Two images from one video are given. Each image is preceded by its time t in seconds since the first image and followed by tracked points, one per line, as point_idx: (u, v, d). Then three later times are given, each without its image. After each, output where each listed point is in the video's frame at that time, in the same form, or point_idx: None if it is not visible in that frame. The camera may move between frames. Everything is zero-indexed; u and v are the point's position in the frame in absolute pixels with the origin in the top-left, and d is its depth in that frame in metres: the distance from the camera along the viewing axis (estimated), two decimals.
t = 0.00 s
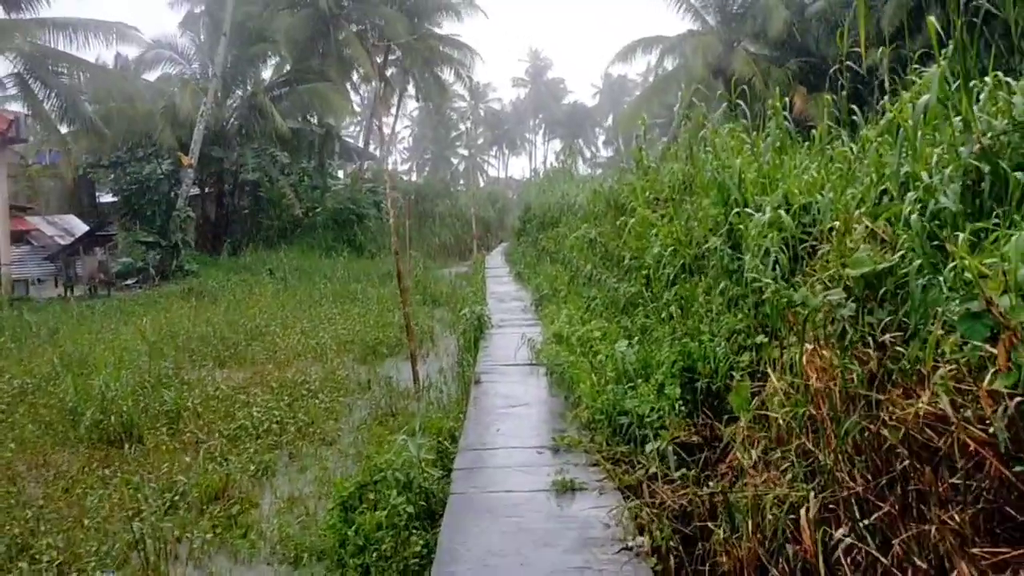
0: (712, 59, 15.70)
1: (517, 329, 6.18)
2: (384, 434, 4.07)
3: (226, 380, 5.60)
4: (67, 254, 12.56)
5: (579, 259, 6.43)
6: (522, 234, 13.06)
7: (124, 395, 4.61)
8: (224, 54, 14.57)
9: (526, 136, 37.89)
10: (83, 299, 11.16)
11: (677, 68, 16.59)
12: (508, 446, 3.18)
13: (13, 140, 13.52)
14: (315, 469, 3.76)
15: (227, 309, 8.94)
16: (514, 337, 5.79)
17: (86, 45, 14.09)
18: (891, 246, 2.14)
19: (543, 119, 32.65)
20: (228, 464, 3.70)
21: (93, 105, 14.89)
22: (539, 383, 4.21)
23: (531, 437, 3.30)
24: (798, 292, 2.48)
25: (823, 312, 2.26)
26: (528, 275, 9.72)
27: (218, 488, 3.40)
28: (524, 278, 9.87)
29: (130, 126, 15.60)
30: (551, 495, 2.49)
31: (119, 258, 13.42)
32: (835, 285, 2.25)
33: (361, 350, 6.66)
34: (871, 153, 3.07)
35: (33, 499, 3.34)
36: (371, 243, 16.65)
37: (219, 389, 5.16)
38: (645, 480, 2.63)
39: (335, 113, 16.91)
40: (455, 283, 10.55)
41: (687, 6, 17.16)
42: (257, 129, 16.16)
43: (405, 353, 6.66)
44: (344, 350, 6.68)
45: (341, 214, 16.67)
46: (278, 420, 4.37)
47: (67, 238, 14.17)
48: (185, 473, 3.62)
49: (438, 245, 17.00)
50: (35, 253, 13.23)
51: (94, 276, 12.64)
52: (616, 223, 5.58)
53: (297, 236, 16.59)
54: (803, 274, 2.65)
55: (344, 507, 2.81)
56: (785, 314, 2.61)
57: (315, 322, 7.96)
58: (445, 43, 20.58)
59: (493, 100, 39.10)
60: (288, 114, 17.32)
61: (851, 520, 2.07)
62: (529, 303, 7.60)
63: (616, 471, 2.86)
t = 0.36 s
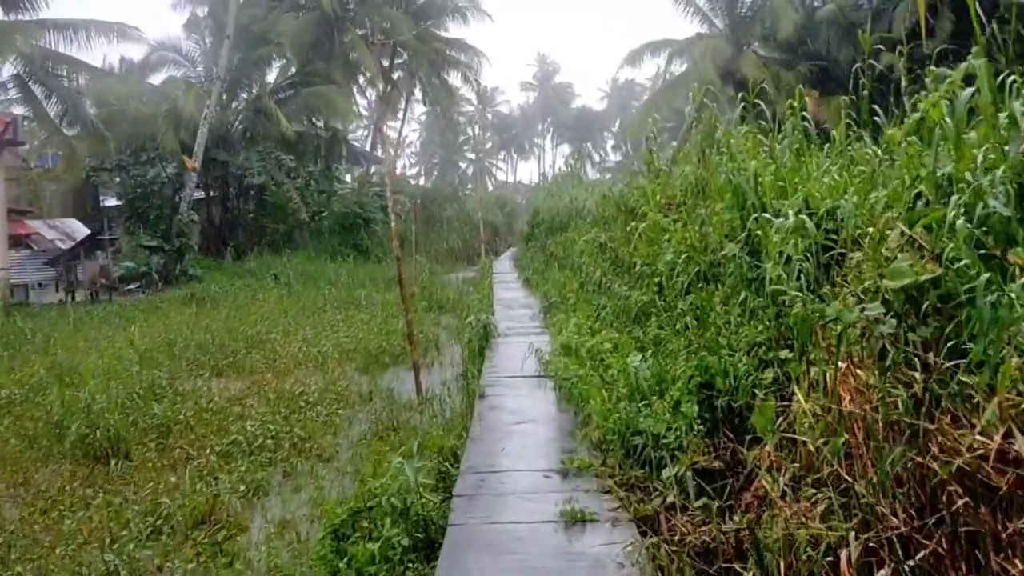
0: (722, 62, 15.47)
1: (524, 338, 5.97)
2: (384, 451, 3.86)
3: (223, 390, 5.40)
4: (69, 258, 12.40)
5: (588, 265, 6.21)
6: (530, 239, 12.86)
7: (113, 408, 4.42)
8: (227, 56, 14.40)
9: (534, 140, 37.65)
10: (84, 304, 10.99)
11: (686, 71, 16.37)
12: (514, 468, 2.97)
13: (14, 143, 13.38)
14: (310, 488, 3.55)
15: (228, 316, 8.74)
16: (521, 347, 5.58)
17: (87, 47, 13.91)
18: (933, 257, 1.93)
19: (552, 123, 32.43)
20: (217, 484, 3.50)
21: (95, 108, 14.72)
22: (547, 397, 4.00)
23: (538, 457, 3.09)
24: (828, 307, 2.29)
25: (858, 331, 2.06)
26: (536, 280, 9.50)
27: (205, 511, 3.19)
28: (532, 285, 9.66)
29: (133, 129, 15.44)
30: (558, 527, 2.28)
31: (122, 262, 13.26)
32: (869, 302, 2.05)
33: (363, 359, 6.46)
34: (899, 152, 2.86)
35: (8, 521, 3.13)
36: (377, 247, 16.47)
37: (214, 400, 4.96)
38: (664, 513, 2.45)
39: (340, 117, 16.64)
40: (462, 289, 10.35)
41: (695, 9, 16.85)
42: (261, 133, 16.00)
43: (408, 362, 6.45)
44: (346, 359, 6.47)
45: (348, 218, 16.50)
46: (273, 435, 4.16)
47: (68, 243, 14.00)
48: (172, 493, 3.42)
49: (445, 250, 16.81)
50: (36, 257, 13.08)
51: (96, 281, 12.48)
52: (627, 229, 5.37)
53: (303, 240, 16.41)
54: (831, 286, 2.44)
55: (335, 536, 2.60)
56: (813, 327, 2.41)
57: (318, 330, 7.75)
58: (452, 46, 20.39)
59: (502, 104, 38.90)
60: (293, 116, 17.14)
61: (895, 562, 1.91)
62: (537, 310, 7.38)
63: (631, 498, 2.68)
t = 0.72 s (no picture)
0: (730, 65, 15.31)
1: (533, 347, 5.79)
2: (386, 466, 3.67)
3: (219, 401, 5.22)
4: (69, 262, 12.25)
5: (597, 272, 6.05)
6: (537, 244, 12.67)
7: (102, 421, 4.24)
8: (232, 58, 14.27)
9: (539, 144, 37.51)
10: (84, 309, 10.84)
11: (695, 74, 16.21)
12: (524, 488, 2.80)
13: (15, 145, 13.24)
14: (306, 507, 3.37)
15: (228, 322, 8.58)
16: (529, 356, 5.40)
17: (89, 49, 13.72)
18: (989, 267, 1.76)
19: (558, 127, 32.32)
20: (206, 505, 3.32)
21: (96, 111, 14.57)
22: (557, 412, 3.81)
23: (549, 477, 2.92)
24: (861, 317, 2.14)
25: (905, 350, 1.87)
26: (543, 286, 9.33)
27: (192, 534, 3.01)
28: (538, 290, 9.49)
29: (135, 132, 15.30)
30: (572, 559, 2.10)
31: (125, 266, 13.11)
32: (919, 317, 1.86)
33: (365, 367, 6.27)
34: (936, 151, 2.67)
35: None
36: (383, 251, 16.30)
37: (209, 411, 4.77)
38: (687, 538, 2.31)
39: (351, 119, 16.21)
40: (467, 295, 10.18)
41: (704, 11, 16.71)
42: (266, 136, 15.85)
43: (412, 371, 6.27)
44: (347, 367, 6.29)
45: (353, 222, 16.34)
46: (268, 448, 3.98)
47: (68, 247, 13.81)
48: (160, 514, 3.24)
49: (452, 254, 16.62)
50: (36, 260, 12.88)
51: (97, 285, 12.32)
52: (639, 234, 5.20)
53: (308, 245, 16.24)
54: (868, 300, 2.26)
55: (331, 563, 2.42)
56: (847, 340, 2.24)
57: (321, 337, 7.58)
58: (458, 49, 20.24)
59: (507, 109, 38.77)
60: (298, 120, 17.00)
61: None
62: (544, 317, 7.21)
63: (648, 521, 2.52)
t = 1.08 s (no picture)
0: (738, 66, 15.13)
1: (540, 356, 5.61)
2: (384, 482, 3.50)
3: (216, 409, 5.06)
4: (70, 266, 12.10)
5: (605, 276, 5.87)
6: (543, 247, 12.49)
7: (92, 435, 4.07)
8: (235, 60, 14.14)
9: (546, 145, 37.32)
10: (84, 313, 10.70)
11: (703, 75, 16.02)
12: (530, 514, 2.63)
13: (16, 148, 13.10)
14: (300, 527, 3.21)
15: (229, 327, 8.42)
16: (536, 366, 5.23)
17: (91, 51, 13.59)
18: None
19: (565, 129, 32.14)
20: (195, 525, 3.15)
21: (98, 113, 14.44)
22: (565, 427, 3.64)
23: (556, 501, 2.76)
24: (901, 333, 1.98)
25: (953, 372, 1.71)
26: (549, 290, 9.17)
27: (178, 557, 2.85)
28: (545, 295, 9.31)
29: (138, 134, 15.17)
30: None
31: (127, 270, 12.98)
32: (972, 337, 1.70)
33: (367, 374, 6.10)
34: (972, 151, 2.52)
35: None
36: (388, 254, 16.14)
37: (204, 421, 4.61)
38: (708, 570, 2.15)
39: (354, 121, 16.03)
40: (473, 298, 10.02)
41: (714, 13, 16.54)
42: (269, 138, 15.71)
43: (415, 378, 6.10)
44: (348, 374, 6.12)
45: (358, 225, 16.18)
46: (263, 462, 3.81)
47: (68, 251, 13.66)
48: (147, 536, 3.08)
49: (459, 258, 16.45)
50: (38, 264, 12.75)
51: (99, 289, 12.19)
52: (650, 238, 5.02)
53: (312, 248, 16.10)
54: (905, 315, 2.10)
55: None
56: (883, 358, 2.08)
57: (322, 343, 7.41)
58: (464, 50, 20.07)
59: (514, 110, 38.59)
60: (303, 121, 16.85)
61: None
62: (551, 323, 7.03)
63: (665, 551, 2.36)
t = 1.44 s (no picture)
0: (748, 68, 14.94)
1: (547, 365, 5.40)
2: (382, 502, 3.29)
3: (209, 420, 4.86)
4: (69, 269, 11.85)
5: (614, 282, 5.67)
6: (550, 251, 12.30)
7: (75, 450, 3.87)
8: (239, 61, 13.97)
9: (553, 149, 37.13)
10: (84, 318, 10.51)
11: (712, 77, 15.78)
12: (538, 547, 2.44)
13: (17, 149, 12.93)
14: (291, 551, 3.00)
15: (228, 332, 8.23)
16: (542, 376, 5.01)
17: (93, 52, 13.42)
18: None
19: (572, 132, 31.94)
20: (178, 550, 2.95)
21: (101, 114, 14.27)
22: (574, 444, 3.43)
23: (566, 530, 2.56)
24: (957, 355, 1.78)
25: None
26: (557, 296, 8.95)
27: None
28: (552, 300, 9.11)
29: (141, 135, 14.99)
30: None
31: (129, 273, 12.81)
32: None
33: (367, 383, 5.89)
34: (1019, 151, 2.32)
35: None
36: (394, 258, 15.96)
37: (195, 433, 4.40)
38: None
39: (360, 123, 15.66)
40: (478, 303, 9.81)
41: (723, 15, 16.37)
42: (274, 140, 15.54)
43: (417, 387, 5.89)
44: (349, 383, 5.90)
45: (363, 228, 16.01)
46: (253, 479, 3.60)
47: (68, 254, 13.47)
48: (125, 562, 2.87)
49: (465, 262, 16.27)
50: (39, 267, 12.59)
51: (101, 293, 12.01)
52: (661, 242, 4.81)
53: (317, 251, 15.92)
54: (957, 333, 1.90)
55: None
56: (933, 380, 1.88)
57: (322, 349, 7.21)
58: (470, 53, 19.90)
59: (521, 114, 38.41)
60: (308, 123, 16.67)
61: None
62: (558, 330, 6.82)
63: None
